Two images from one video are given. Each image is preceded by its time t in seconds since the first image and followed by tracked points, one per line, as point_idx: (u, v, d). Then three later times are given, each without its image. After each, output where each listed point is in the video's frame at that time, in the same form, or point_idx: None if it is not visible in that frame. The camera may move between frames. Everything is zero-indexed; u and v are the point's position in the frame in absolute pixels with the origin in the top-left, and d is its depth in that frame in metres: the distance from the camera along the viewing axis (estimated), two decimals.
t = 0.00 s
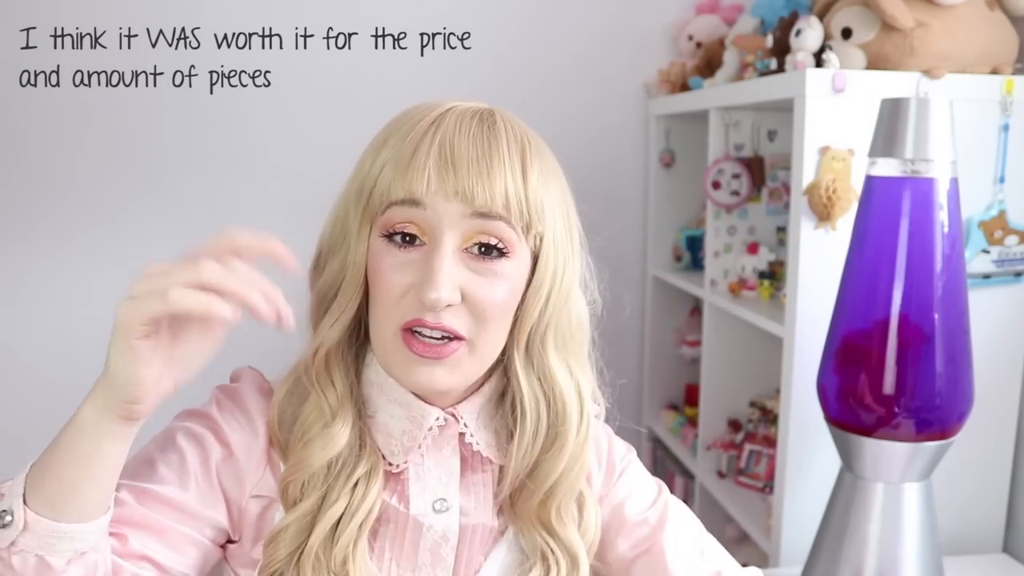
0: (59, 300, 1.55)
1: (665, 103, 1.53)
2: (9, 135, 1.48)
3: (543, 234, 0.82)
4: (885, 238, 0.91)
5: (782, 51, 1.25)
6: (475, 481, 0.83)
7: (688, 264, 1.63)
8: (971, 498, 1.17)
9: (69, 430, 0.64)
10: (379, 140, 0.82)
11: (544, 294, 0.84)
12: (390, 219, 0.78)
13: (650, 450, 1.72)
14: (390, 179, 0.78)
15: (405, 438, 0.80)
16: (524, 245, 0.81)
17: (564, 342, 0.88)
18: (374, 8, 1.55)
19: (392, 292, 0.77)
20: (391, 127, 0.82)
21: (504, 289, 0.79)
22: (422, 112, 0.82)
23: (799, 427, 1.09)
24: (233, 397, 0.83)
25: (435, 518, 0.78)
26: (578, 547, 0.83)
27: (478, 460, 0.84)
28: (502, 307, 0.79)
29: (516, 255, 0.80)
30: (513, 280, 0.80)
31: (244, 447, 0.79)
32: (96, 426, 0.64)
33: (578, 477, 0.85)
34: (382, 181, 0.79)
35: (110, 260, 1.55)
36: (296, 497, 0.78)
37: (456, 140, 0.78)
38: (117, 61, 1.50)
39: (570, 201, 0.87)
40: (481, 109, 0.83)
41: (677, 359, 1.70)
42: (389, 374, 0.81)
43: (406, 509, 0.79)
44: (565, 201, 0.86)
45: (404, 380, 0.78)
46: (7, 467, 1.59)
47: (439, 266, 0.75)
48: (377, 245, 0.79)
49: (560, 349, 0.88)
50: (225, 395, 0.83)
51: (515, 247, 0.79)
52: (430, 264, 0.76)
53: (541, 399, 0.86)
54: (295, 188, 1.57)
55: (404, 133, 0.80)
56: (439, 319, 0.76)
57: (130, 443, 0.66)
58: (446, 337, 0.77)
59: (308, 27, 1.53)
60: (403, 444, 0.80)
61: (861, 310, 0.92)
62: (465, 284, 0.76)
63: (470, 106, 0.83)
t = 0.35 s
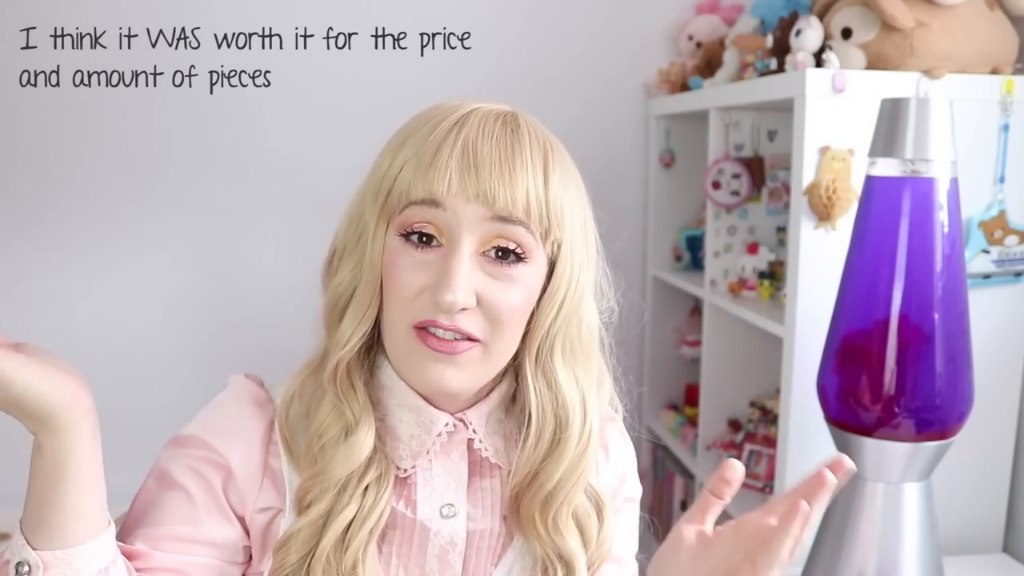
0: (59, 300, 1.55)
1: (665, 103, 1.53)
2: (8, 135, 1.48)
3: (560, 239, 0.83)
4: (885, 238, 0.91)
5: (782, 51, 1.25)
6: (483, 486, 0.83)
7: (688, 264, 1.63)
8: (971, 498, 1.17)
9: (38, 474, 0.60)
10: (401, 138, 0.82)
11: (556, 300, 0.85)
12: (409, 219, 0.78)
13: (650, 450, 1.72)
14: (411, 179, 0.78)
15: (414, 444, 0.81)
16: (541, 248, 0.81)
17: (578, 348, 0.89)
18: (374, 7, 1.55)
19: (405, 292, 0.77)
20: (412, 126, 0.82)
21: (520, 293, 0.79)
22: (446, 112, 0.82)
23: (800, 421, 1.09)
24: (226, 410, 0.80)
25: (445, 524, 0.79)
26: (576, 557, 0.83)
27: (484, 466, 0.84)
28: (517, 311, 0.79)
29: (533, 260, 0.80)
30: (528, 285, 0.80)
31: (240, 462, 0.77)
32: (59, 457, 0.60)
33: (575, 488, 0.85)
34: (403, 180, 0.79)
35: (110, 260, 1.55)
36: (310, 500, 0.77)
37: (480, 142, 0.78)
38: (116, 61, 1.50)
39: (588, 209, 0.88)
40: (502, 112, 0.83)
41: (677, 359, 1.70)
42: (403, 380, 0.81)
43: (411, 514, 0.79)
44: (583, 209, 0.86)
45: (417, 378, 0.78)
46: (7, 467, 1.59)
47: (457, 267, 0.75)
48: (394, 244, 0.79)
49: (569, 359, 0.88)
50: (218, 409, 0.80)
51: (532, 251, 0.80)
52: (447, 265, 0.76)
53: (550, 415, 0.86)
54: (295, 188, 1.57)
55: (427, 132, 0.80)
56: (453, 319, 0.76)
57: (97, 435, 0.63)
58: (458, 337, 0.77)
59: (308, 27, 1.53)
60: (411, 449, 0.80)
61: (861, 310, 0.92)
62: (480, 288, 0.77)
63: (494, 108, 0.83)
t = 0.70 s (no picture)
0: (58, 299, 1.55)
1: (665, 103, 1.53)
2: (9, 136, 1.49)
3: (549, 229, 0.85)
4: (886, 239, 0.91)
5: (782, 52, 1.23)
6: (476, 486, 0.83)
7: (688, 265, 1.63)
8: (971, 498, 1.17)
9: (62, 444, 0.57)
10: (383, 152, 0.78)
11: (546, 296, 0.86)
12: (421, 236, 0.76)
13: (650, 450, 1.71)
14: (418, 195, 0.76)
15: (411, 446, 0.80)
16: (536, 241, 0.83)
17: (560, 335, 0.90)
18: (375, 8, 1.55)
19: (428, 308, 0.76)
20: (388, 133, 0.79)
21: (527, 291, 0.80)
22: (426, 114, 0.80)
23: (799, 407, 1.09)
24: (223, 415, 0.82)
25: (435, 521, 0.79)
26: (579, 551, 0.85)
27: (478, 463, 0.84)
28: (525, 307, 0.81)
29: (533, 257, 0.82)
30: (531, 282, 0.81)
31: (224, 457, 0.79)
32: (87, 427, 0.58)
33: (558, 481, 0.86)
34: (406, 197, 0.76)
35: (109, 260, 1.55)
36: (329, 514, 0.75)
37: (476, 146, 0.78)
38: (116, 61, 1.50)
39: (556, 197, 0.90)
40: (477, 108, 0.82)
41: (677, 359, 1.70)
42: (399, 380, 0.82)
43: (405, 507, 0.79)
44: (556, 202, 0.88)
45: (442, 389, 0.78)
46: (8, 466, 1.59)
47: (482, 275, 0.75)
48: (404, 261, 0.77)
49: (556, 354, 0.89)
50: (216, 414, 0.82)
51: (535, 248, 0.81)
52: (471, 277, 0.75)
53: (532, 396, 0.87)
54: (294, 187, 1.57)
55: (419, 145, 0.77)
56: (482, 327, 0.76)
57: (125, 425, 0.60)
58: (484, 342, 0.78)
59: (308, 27, 1.53)
60: (407, 452, 0.80)
61: (862, 311, 0.92)
62: (501, 292, 0.77)
63: (471, 105, 0.82)
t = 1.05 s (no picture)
0: (59, 300, 1.55)
1: (665, 103, 1.53)
2: (9, 136, 1.49)
3: (533, 222, 0.83)
4: (885, 238, 0.91)
5: (782, 51, 1.23)
6: (463, 483, 0.83)
7: (687, 264, 1.63)
8: (971, 498, 1.17)
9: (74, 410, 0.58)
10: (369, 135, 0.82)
11: (528, 290, 0.84)
12: (383, 208, 0.78)
13: (650, 450, 1.71)
14: (385, 167, 0.78)
15: (398, 440, 0.81)
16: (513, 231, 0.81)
17: (552, 335, 0.88)
18: (375, 8, 1.55)
19: (386, 280, 0.77)
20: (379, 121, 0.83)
21: (495, 274, 0.79)
22: (412, 105, 0.83)
23: (800, 408, 1.09)
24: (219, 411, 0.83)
25: (426, 523, 0.79)
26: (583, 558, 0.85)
27: (473, 464, 0.84)
28: (493, 292, 0.79)
29: (506, 242, 0.80)
30: (504, 268, 0.80)
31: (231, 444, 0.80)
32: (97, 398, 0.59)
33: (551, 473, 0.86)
34: (376, 170, 0.79)
35: (110, 260, 1.55)
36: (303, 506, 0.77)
37: (448, 127, 0.80)
38: (116, 61, 1.50)
39: (556, 200, 0.88)
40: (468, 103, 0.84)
41: (677, 359, 1.70)
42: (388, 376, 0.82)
43: (396, 512, 0.80)
44: (553, 202, 0.87)
45: (398, 366, 0.77)
46: (8, 466, 1.59)
47: (433, 246, 0.76)
48: (371, 235, 0.79)
49: (546, 352, 0.88)
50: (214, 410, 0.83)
51: (505, 232, 0.80)
52: (425, 247, 0.76)
53: (523, 401, 0.86)
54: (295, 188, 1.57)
55: (397, 125, 0.81)
56: (433, 300, 0.75)
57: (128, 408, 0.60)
58: (441, 319, 0.76)
59: (308, 27, 1.53)
60: (393, 446, 0.81)
61: (861, 309, 0.92)
62: (458, 268, 0.76)
63: (460, 100, 0.83)
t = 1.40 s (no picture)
0: (59, 300, 1.55)
1: (665, 103, 1.53)
2: (9, 136, 1.49)
3: (523, 225, 0.82)
4: (885, 238, 0.91)
5: (782, 51, 1.23)
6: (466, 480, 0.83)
7: (688, 264, 1.63)
8: (971, 498, 1.17)
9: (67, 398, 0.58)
10: (352, 146, 0.82)
11: (522, 291, 0.83)
12: (369, 221, 0.78)
13: (650, 450, 1.71)
14: (368, 179, 0.78)
15: (395, 441, 0.81)
16: (502, 236, 0.80)
17: (546, 333, 0.88)
18: (375, 8, 1.55)
19: (375, 294, 0.77)
20: (363, 129, 0.82)
21: (486, 283, 0.78)
22: (393, 111, 0.82)
23: (800, 408, 1.09)
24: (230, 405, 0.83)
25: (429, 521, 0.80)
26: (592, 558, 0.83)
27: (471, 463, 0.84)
28: (484, 302, 0.78)
29: (494, 249, 0.80)
30: (495, 275, 0.79)
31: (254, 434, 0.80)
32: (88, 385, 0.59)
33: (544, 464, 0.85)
34: (359, 183, 0.79)
35: (110, 260, 1.55)
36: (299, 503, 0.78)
37: (429, 136, 0.79)
38: (116, 61, 1.50)
39: (548, 189, 0.87)
40: (452, 104, 0.83)
41: (677, 360, 1.70)
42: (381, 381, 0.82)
43: (402, 513, 0.80)
44: (545, 197, 0.86)
45: (389, 379, 0.78)
46: (8, 466, 1.59)
47: (419, 262, 0.75)
48: (359, 249, 0.79)
49: (538, 351, 0.88)
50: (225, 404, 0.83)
51: (494, 239, 0.79)
52: (411, 262, 0.76)
53: (516, 400, 0.86)
54: (295, 188, 1.57)
55: (377, 135, 0.80)
56: (424, 320, 0.75)
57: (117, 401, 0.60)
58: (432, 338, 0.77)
59: (308, 27, 1.53)
60: (393, 447, 0.81)
61: (861, 310, 0.92)
62: (446, 282, 0.76)
63: (442, 103, 0.83)
